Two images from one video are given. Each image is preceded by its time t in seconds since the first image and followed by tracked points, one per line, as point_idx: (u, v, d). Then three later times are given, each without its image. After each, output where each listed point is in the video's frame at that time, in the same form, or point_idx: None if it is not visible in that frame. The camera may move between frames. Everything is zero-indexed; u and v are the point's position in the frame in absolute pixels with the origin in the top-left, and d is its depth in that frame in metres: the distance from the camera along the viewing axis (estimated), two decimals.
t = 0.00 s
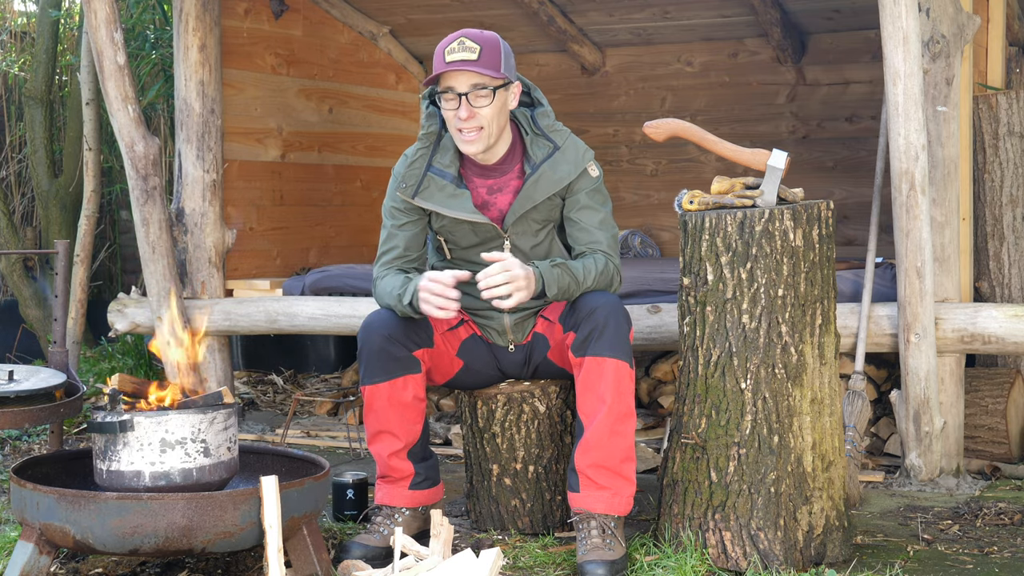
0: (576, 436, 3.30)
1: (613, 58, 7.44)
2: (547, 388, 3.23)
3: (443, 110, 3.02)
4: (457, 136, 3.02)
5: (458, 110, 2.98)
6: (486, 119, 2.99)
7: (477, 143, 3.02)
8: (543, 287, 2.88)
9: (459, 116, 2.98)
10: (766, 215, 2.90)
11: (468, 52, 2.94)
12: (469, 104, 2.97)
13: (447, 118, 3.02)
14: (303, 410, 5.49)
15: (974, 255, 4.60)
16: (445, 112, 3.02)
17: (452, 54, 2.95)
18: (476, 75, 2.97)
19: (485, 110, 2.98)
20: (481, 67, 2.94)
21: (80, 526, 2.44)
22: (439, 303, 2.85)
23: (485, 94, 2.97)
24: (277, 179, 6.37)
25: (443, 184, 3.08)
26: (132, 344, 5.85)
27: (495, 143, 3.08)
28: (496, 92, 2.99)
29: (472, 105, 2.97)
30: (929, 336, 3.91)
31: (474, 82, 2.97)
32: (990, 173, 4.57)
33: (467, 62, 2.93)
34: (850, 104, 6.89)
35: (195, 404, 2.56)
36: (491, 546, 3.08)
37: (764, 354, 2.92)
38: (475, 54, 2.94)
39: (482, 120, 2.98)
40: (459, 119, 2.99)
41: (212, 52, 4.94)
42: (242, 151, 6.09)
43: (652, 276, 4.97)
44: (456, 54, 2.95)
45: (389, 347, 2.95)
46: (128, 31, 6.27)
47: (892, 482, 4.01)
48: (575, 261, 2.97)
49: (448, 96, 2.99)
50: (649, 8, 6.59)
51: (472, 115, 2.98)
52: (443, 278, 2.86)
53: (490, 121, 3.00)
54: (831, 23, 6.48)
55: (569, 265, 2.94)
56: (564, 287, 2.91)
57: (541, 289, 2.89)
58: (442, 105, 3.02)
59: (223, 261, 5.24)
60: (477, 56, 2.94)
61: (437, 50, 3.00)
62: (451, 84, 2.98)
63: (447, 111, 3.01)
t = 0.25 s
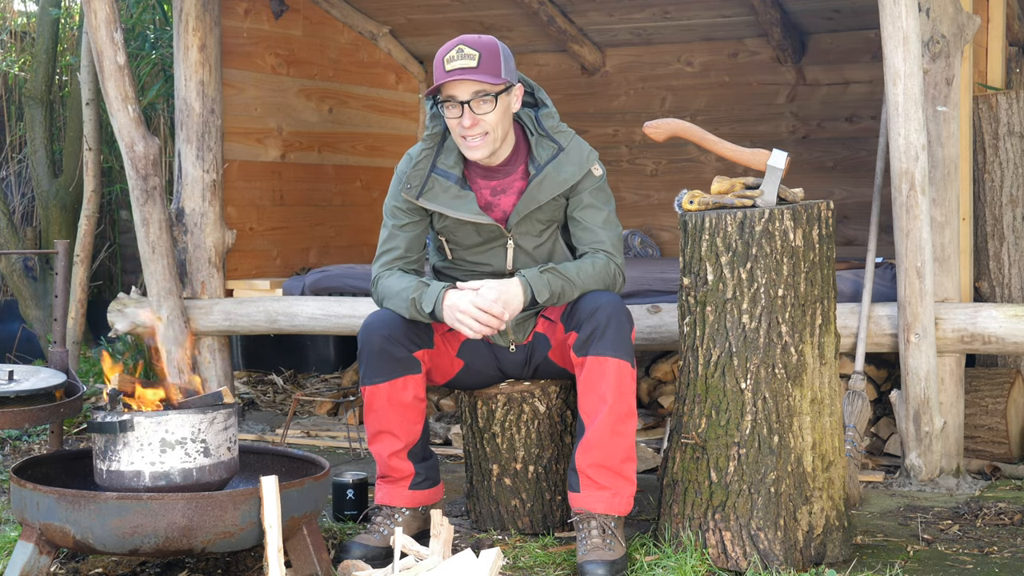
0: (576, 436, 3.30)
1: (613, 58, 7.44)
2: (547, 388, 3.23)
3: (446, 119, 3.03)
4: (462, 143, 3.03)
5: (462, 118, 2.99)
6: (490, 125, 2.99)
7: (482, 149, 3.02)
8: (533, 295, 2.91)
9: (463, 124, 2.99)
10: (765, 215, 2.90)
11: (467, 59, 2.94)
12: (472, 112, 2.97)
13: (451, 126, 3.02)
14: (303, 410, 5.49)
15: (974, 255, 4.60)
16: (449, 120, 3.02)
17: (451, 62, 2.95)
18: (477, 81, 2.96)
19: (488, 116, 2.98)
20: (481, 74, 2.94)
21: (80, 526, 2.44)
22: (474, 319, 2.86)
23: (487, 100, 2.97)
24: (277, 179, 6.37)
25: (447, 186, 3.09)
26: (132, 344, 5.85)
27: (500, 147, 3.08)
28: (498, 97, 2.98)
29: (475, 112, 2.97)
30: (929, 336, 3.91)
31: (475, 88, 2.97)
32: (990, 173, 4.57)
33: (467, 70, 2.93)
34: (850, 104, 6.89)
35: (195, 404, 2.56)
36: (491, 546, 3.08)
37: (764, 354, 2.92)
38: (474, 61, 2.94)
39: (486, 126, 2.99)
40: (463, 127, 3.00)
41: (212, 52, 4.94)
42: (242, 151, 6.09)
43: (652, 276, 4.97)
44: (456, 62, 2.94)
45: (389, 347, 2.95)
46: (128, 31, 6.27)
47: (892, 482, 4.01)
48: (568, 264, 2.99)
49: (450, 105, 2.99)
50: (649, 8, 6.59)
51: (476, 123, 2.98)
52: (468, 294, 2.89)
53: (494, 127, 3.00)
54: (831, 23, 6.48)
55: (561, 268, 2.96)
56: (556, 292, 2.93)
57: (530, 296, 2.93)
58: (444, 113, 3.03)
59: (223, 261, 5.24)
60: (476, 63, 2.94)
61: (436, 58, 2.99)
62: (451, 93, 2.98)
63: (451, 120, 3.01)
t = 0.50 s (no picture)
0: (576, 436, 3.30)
1: (613, 58, 7.44)
2: (548, 388, 3.23)
3: (447, 116, 3.03)
4: (462, 141, 3.03)
5: (462, 114, 2.99)
6: (490, 121, 2.99)
7: (481, 144, 3.01)
8: (533, 294, 2.92)
9: (463, 120, 2.99)
10: (766, 215, 2.90)
11: (466, 56, 2.95)
12: (472, 108, 2.98)
13: (451, 123, 3.03)
14: (303, 409, 5.49)
15: (974, 255, 4.60)
16: (449, 117, 3.03)
17: (450, 59, 2.96)
18: (476, 78, 2.97)
19: (488, 113, 2.98)
20: (480, 70, 2.95)
21: (80, 526, 2.44)
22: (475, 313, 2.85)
23: (487, 96, 2.97)
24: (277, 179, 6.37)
25: (448, 185, 3.09)
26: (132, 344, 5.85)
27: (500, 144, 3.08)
28: (497, 93, 2.99)
29: (475, 108, 2.97)
30: (928, 336, 3.91)
31: (475, 84, 2.97)
32: (990, 173, 4.57)
33: (466, 66, 2.94)
34: (850, 104, 6.89)
35: (195, 404, 2.56)
36: (492, 546, 3.08)
37: (764, 354, 2.92)
38: (473, 57, 2.95)
39: (486, 122, 2.98)
40: (463, 123, 3.00)
41: (212, 52, 4.94)
42: (242, 151, 6.09)
43: (652, 276, 4.97)
44: (454, 59, 2.96)
45: (390, 347, 2.95)
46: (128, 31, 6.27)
47: (892, 482, 4.01)
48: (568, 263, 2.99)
49: (450, 102, 3.00)
50: (649, 8, 6.59)
51: (475, 119, 2.98)
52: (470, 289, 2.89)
53: (494, 123, 2.99)
54: (830, 23, 6.48)
55: (560, 267, 2.96)
56: (556, 291, 2.93)
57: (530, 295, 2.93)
58: (445, 111, 3.03)
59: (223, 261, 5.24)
60: (474, 60, 2.95)
61: (436, 56, 3.01)
62: (451, 90, 2.99)
63: (451, 116, 3.01)
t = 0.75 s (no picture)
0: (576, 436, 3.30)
1: (613, 58, 7.44)
2: (548, 387, 3.23)
3: (447, 100, 3.03)
4: (460, 125, 3.01)
5: (462, 98, 2.99)
6: (489, 106, 2.98)
7: (479, 130, 3.00)
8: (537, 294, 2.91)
9: (462, 104, 2.99)
10: (766, 215, 2.90)
11: (470, 40, 2.96)
12: (472, 92, 2.98)
13: (451, 107, 3.02)
14: (303, 409, 5.49)
15: (974, 255, 4.60)
16: (449, 102, 3.03)
17: (454, 43, 2.97)
18: (479, 63, 2.98)
19: (487, 98, 2.98)
20: (482, 54, 2.96)
21: (80, 526, 2.44)
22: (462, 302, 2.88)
23: (487, 82, 2.97)
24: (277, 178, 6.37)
25: (447, 180, 3.08)
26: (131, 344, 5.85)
27: (498, 134, 3.07)
28: (499, 80, 2.99)
29: (475, 92, 2.98)
30: (928, 336, 3.91)
31: (476, 68, 2.99)
32: (990, 173, 4.57)
33: (469, 50, 2.95)
34: (850, 104, 6.89)
35: (195, 404, 2.56)
36: (491, 546, 3.08)
37: (764, 354, 2.92)
38: (476, 42, 2.96)
39: (485, 107, 2.98)
40: (462, 107, 2.99)
41: (212, 52, 4.94)
42: (241, 151, 6.09)
43: (652, 276, 4.97)
44: (458, 43, 2.96)
45: (389, 347, 2.95)
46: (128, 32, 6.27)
47: (892, 482, 4.01)
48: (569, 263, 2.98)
49: (451, 85, 3.01)
50: (649, 9, 6.59)
51: (475, 103, 2.98)
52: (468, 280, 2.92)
53: (492, 109, 2.99)
54: (830, 23, 6.48)
55: (562, 268, 2.96)
56: (560, 292, 2.93)
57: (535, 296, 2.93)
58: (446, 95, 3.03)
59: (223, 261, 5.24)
60: (478, 44, 2.95)
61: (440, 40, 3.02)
62: (453, 74, 3.00)
63: (451, 100, 3.01)
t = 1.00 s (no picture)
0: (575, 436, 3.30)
1: (613, 58, 7.44)
2: (547, 388, 3.23)
3: (448, 109, 3.03)
4: (461, 134, 3.01)
5: (463, 106, 2.98)
6: (490, 115, 2.98)
7: (480, 138, 3.00)
8: (548, 286, 2.87)
9: (464, 113, 2.98)
10: (766, 215, 2.90)
11: (472, 49, 2.95)
12: (473, 101, 2.97)
13: (452, 116, 3.02)
14: (303, 409, 5.49)
15: (974, 255, 4.60)
16: (450, 109, 3.02)
17: (455, 51, 2.96)
18: (480, 71, 2.97)
19: (489, 107, 2.98)
20: (484, 63, 2.95)
21: (80, 526, 2.44)
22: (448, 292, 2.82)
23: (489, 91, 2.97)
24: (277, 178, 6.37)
25: (446, 183, 3.08)
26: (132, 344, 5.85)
27: (498, 141, 3.07)
28: (500, 88, 2.99)
29: (477, 101, 2.97)
30: (928, 336, 3.91)
31: (478, 76, 2.98)
32: (990, 173, 4.58)
33: (471, 58, 2.94)
34: (850, 104, 6.88)
35: (195, 405, 2.56)
36: (491, 546, 3.08)
37: (764, 354, 2.92)
38: (478, 51, 2.95)
39: (486, 116, 2.97)
40: (463, 116, 2.99)
41: (212, 52, 4.94)
42: (241, 151, 6.09)
43: (653, 275, 4.97)
44: (460, 51, 2.96)
45: (386, 346, 2.95)
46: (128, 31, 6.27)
47: (892, 482, 4.01)
48: (577, 262, 2.98)
49: (453, 93, 3.00)
50: (649, 9, 6.59)
51: (477, 112, 2.98)
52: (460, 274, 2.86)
53: (493, 119, 2.98)
54: (831, 23, 6.48)
55: (570, 265, 2.95)
56: (569, 287, 2.91)
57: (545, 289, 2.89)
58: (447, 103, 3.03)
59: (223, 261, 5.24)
60: (480, 53, 2.95)
61: (441, 48, 3.01)
62: (454, 82, 3.00)
63: (452, 109, 3.01)
